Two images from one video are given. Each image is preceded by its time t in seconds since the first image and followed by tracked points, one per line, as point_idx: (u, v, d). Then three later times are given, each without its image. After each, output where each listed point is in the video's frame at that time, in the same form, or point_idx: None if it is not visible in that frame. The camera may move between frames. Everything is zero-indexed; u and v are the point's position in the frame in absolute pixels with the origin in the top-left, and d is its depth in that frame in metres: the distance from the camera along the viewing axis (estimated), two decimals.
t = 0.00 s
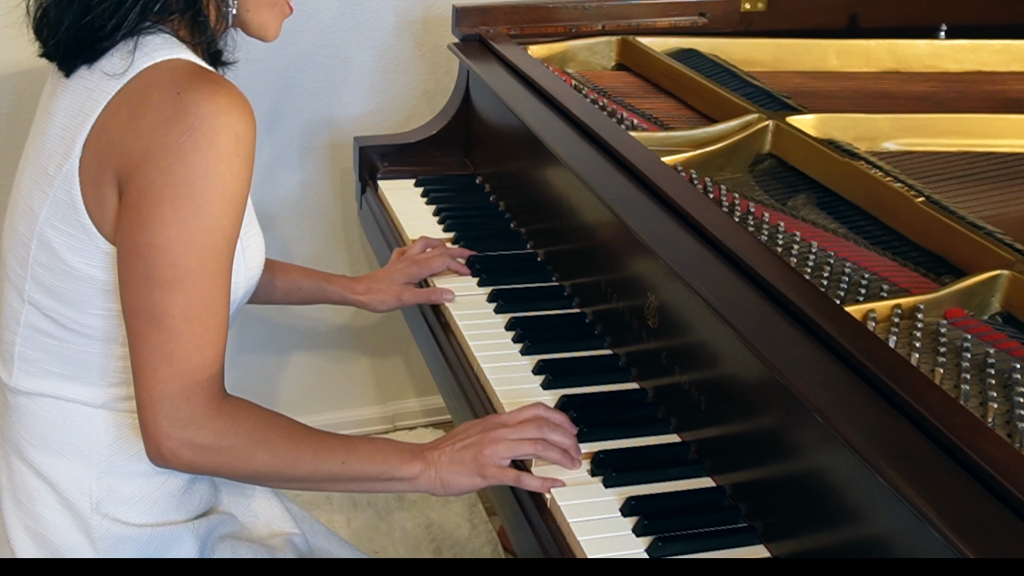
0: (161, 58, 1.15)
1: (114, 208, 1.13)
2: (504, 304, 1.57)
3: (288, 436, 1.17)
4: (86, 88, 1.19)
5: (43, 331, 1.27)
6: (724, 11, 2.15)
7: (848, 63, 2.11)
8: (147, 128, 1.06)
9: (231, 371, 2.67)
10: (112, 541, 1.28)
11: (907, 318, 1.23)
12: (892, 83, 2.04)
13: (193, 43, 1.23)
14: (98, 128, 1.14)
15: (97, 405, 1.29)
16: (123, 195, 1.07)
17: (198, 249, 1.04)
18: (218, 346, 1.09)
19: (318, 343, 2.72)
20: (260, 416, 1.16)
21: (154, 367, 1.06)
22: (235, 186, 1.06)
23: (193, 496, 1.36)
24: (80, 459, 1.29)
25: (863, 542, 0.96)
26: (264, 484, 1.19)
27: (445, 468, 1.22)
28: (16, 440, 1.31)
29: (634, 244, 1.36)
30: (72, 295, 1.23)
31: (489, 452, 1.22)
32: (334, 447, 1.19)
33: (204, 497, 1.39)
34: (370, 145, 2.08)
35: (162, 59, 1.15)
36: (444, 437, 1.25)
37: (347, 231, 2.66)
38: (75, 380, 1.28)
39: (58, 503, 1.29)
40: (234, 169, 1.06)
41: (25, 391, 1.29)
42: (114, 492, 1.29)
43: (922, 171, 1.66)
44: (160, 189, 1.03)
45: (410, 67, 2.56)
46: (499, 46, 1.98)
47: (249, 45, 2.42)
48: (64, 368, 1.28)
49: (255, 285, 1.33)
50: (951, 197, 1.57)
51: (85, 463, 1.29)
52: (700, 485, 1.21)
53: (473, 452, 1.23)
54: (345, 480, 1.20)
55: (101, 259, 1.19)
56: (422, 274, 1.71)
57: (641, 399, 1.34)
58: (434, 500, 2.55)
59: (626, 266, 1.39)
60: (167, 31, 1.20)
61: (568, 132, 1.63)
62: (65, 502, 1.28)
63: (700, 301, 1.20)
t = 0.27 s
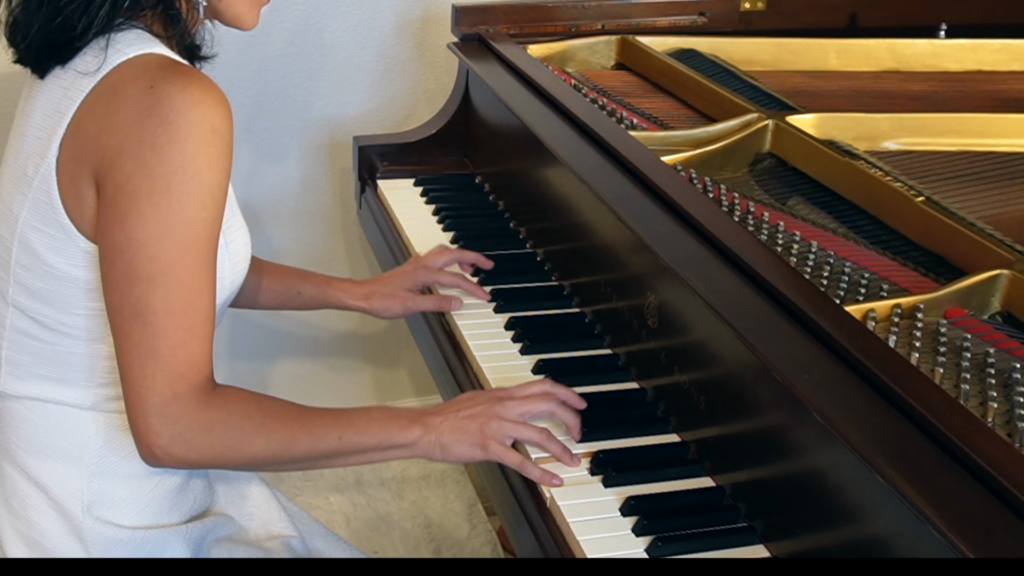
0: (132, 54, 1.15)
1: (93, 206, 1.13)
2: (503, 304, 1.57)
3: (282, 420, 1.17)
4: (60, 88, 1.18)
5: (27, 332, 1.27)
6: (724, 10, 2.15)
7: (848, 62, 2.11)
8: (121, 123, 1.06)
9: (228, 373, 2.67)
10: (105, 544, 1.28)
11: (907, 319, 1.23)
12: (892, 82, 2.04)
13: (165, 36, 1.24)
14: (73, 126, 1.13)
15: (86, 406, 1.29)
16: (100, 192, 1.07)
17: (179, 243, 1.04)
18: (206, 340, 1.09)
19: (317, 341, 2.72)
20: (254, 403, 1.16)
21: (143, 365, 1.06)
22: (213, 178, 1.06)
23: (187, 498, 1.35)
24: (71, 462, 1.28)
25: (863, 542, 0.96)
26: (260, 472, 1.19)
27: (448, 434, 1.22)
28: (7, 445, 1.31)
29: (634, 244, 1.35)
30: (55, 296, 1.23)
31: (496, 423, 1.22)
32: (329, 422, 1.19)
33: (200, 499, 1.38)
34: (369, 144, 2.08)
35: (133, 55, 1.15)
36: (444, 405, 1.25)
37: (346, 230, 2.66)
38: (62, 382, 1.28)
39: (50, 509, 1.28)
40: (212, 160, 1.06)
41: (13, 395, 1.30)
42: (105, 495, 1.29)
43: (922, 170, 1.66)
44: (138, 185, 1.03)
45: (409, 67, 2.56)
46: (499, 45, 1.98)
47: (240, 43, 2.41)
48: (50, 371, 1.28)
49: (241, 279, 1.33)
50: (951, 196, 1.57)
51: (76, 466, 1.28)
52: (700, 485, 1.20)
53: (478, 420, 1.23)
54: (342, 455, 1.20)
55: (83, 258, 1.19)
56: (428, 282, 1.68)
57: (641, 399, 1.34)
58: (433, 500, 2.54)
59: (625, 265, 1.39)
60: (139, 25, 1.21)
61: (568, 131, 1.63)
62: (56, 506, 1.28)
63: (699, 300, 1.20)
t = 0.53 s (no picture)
0: (135, 51, 1.14)
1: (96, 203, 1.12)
2: (503, 303, 1.57)
3: (283, 421, 1.18)
4: (63, 86, 1.18)
5: (31, 332, 1.27)
6: (723, 10, 2.15)
7: (848, 62, 2.11)
8: (123, 121, 1.06)
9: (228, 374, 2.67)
10: (105, 547, 1.27)
11: (907, 318, 1.23)
12: (892, 82, 2.04)
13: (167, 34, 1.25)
14: (76, 122, 1.13)
15: (89, 406, 1.29)
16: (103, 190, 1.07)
17: (180, 240, 1.04)
18: (209, 337, 1.08)
19: (315, 340, 2.71)
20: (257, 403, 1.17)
21: (143, 362, 1.05)
22: (215, 177, 1.06)
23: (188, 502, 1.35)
24: (74, 462, 1.28)
25: (864, 541, 0.96)
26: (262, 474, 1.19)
27: (445, 432, 1.25)
28: (10, 445, 1.32)
29: (633, 244, 1.35)
30: (60, 295, 1.23)
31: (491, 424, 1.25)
32: (329, 425, 1.20)
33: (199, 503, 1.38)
34: (368, 144, 2.08)
35: (135, 52, 1.14)
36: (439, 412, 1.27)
37: (346, 228, 2.65)
38: (66, 383, 1.28)
39: (52, 509, 1.28)
40: (214, 159, 1.06)
41: (17, 395, 1.29)
42: (106, 497, 1.28)
43: (922, 170, 1.66)
44: (139, 181, 1.03)
45: (408, 66, 2.56)
46: (498, 44, 1.98)
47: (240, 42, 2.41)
48: (54, 371, 1.28)
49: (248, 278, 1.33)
50: (951, 196, 1.57)
51: (80, 467, 1.28)
52: (700, 484, 1.20)
53: (473, 417, 1.26)
54: (343, 457, 1.21)
55: (85, 256, 1.19)
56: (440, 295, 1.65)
57: (641, 399, 1.34)
58: (433, 500, 2.54)
59: (625, 265, 1.38)
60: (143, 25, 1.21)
61: (566, 130, 1.63)
62: (59, 508, 1.28)
63: (699, 300, 1.20)
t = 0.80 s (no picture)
0: (149, 70, 1.15)
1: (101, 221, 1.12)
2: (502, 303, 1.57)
3: (281, 427, 1.17)
4: (74, 98, 1.19)
5: (29, 341, 1.27)
6: (723, 9, 2.15)
7: (848, 62, 2.11)
8: (133, 140, 1.06)
9: (228, 369, 2.70)
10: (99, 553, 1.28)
11: (907, 318, 1.22)
12: (892, 82, 2.04)
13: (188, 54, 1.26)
14: (86, 140, 1.13)
15: (83, 416, 1.29)
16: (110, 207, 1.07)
17: (186, 263, 1.04)
18: (210, 360, 1.08)
19: (314, 334, 2.72)
20: (254, 415, 1.16)
21: (139, 381, 1.05)
22: (224, 204, 1.06)
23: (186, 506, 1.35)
24: (68, 471, 1.29)
25: (864, 541, 0.96)
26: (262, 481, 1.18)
27: (459, 431, 1.23)
28: (6, 451, 1.32)
29: (634, 243, 1.35)
30: (58, 306, 1.23)
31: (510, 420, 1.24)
32: (329, 427, 1.18)
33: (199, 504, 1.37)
34: (368, 143, 2.08)
35: (151, 70, 1.15)
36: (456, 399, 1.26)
37: (345, 229, 2.65)
38: (61, 393, 1.29)
39: (46, 516, 1.29)
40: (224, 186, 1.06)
41: (11, 402, 1.30)
42: (101, 505, 1.29)
43: (921, 169, 1.66)
44: (147, 203, 1.03)
45: (407, 66, 2.56)
46: (498, 43, 1.98)
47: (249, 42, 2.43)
48: (48, 380, 1.28)
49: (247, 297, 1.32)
50: (952, 196, 1.57)
51: (72, 476, 1.29)
52: (700, 485, 1.20)
53: (493, 421, 1.23)
54: (346, 457, 1.19)
55: (87, 270, 1.19)
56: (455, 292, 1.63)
57: (641, 399, 1.34)
58: (432, 500, 2.54)
59: (626, 265, 1.38)
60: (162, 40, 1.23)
61: (567, 130, 1.63)
62: (52, 514, 1.28)
63: (700, 299, 1.20)
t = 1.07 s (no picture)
0: (163, 81, 1.15)
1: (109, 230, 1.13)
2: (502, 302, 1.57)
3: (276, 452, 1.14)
4: (86, 104, 1.19)
5: (32, 346, 1.28)
6: (723, 9, 2.15)
7: (848, 62, 2.11)
8: (144, 152, 1.07)
9: (227, 372, 2.67)
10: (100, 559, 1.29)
11: (907, 318, 1.22)
12: (893, 82, 2.04)
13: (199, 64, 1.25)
14: (96, 148, 1.14)
15: (84, 423, 1.30)
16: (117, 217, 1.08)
17: (192, 274, 1.04)
18: (211, 373, 1.08)
19: (315, 334, 2.71)
20: (252, 437, 1.13)
21: (136, 391, 1.05)
22: (231, 218, 1.06)
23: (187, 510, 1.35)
24: (69, 477, 1.30)
25: (864, 542, 0.96)
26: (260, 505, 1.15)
27: (463, 471, 1.17)
28: (7, 454, 1.33)
29: (634, 244, 1.35)
30: (63, 313, 1.23)
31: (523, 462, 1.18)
32: (331, 452, 1.15)
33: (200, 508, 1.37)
34: (368, 144, 2.08)
35: (165, 81, 1.15)
36: (467, 439, 1.21)
37: (345, 229, 2.65)
38: (63, 398, 1.29)
39: (46, 521, 1.29)
40: (231, 199, 1.06)
41: (13, 407, 1.30)
42: (102, 511, 1.29)
43: (921, 169, 1.65)
44: (155, 213, 1.03)
45: (406, 66, 2.56)
46: (498, 43, 1.98)
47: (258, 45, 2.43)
48: (51, 386, 1.29)
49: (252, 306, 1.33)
50: (952, 196, 1.57)
51: (73, 483, 1.30)
52: (699, 485, 1.20)
53: (499, 467, 1.18)
54: (348, 486, 1.16)
55: (93, 279, 1.19)
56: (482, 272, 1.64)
57: (640, 399, 1.34)
58: (432, 500, 2.54)
59: (626, 266, 1.38)
60: (176, 48, 1.22)
61: (569, 130, 1.62)
62: (53, 519, 1.29)
63: (699, 300, 1.20)
